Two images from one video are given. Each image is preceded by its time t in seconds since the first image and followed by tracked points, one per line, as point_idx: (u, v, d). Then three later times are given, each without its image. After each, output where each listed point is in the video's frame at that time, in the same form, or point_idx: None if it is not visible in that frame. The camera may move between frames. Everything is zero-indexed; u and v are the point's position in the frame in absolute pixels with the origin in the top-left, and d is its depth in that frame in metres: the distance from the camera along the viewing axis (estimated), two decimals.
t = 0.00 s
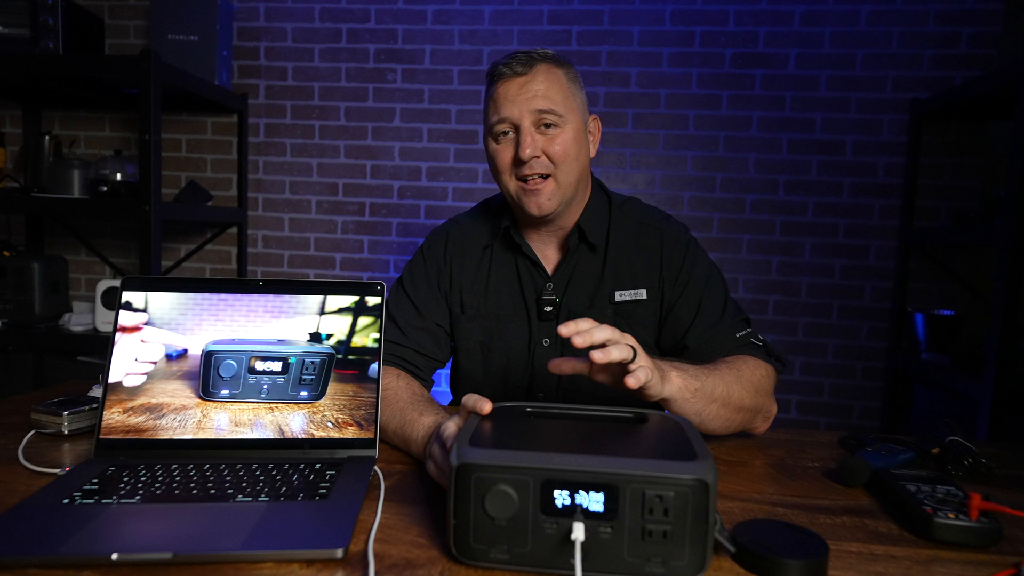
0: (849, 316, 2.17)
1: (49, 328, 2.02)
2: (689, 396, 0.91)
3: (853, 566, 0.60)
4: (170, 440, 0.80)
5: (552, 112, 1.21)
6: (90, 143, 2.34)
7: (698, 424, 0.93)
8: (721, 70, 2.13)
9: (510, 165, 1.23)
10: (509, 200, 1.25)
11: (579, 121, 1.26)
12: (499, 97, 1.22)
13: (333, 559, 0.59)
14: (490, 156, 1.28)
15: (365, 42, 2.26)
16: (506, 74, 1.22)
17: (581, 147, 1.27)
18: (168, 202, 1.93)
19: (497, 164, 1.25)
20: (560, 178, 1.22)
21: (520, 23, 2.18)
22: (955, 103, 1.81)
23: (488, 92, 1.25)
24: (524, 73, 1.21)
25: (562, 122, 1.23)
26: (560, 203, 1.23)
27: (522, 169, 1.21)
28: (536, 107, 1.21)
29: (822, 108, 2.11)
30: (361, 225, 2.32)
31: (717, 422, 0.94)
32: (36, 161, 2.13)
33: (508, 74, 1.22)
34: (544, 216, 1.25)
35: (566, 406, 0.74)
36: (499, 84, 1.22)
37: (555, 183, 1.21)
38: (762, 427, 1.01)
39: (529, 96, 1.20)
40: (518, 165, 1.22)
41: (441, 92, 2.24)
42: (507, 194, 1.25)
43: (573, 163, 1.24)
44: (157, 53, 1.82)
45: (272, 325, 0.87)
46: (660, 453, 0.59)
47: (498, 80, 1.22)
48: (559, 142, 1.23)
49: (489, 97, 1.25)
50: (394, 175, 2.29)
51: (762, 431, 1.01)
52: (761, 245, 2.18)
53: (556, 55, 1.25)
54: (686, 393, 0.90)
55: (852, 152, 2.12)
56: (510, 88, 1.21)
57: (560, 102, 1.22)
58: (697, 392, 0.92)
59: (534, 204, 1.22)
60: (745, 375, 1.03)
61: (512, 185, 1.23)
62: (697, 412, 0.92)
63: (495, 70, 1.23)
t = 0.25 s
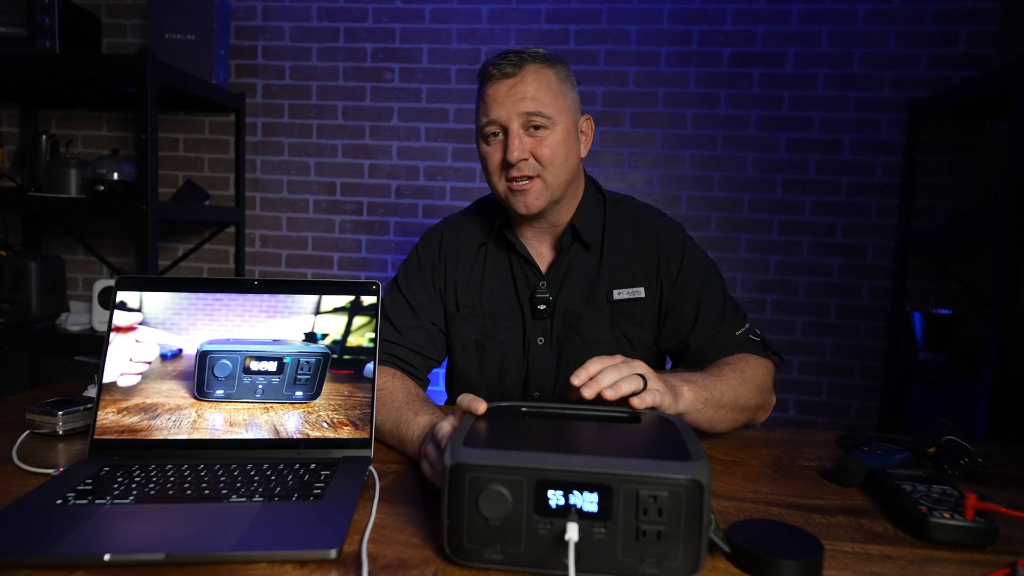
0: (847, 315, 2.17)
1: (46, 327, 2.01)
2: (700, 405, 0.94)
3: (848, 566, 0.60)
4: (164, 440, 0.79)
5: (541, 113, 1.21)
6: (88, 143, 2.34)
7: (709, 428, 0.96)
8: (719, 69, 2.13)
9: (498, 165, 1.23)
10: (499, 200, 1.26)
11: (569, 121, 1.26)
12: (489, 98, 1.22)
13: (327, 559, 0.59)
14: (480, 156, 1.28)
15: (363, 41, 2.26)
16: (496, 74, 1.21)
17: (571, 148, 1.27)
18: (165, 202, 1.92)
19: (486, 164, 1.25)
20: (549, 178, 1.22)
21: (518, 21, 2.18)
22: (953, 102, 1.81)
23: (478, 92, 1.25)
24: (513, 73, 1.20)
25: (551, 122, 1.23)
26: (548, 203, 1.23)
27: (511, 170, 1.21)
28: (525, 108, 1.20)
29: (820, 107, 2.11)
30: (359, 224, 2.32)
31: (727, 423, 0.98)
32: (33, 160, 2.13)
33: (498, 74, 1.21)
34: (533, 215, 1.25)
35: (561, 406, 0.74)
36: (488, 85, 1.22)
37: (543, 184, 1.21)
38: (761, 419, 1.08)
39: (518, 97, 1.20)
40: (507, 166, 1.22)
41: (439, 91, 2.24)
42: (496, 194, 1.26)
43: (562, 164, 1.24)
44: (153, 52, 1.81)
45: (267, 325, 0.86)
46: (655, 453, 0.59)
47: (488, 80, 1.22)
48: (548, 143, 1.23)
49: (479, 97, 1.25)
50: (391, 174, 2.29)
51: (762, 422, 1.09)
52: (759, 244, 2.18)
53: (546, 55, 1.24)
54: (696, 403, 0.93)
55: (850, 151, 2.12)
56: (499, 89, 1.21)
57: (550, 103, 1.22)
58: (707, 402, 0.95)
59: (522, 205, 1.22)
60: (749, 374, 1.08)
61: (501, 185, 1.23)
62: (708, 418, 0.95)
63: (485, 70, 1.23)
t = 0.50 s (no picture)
0: (847, 312, 2.16)
1: (43, 325, 2.01)
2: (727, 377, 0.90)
3: (848, 562, 0.59)
4: (160, 437, 0.79)
5: (545, 109, 1.20)
6: (84, 139, 2.33)
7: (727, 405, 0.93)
8: (719, 65, 2.12)
9: (500, 160, 1.23)
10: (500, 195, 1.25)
11: (573, 118, 1.25)
12: (494, 92, 1.21)
13: (323, 557, 0.59)
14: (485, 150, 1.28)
15: (360, 37, 2.25)
16: (502, 68, 1.21)
17: (574, 145, 1.25)
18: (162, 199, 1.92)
19: (489, 158, 1.25)
20: (550, 175, 1.21)
21: (516, 17, 2.17)
22: (953, 98, 1.80)
23: (484, 85, 1.24)
24: (519, 68, 1.19)
25: (554, 119, 1.22)
26: (548, 201, 1.22)
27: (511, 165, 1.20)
28: (529, 103, 1.19)
29: (820, 102, 2.10)
30: (357, 221, 2.32)
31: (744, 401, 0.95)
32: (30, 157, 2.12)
33: (503, 68, 1.20)
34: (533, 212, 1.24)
35: (560, 402, 0.73)
36: (494, 78, 1.22)
37: (543, 180, 1.20)
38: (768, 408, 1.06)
39: (522, 92, 1.19)
40: (508, 161, 1.22)
41: (437, 87, 2.23)
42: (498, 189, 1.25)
43: (564, 162, 1.23)
44: (150, 48, 1.80)
45: (263, 321, 0.86)
46: (654, 449, 0.58)
47: (495, 74, 1.21)
48: (550, 139, 1.22)
49: (485, 91, 1.24)
50: (390, 171, 2.28)
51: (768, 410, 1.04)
52: (759, 241, 2.17)
53: (553, 50, 1.23)
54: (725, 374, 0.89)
55: (850, 147, 2.11)
56: (504, 83, 1.20)
57: (554, 99, 1.21)
58: (733, 375, 0.91)
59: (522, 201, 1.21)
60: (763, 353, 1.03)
61: (502, 180, 1.23)
62: (729, 394, 0.92)
63: (491, 64, 1.22)
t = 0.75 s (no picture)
0: (846, 308, 2.16)
1: (41, 320, 2.00)
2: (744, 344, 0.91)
3: (846, 561, 0.59)
4: (155, 433, 0.78)
5: (558, 103, 1.19)
6: (81, 134, 2.32)
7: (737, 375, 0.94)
8: (719, 60, 2.11)
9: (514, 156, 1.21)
10: (512, 191, 1.24)
11: (582, 112, 1.25)
12: (504, 87, 1.19)
13: (317, 555, 0.58)
14: (492, 146, 1.25)
15: (359, 32, 2.23)
16: (511, 62, 1.19)
17: (584, 139, 1.26)
18: (159, 194, 1.91)
19: (500, 155, 1.23)
20: (564, 170, 1.21)
21: (515, 11, 2.16)
22: (954, 93, 1.79)
23: (491, 80, 1.22)
24: (529, 63, 1.18)
25: (567, 113, 1.21)
26: (563, 196, 1.22)
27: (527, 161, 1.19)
28: (542, 98, 1.18)
29: (820, 98, 2.10)
30: (355, 216, 2.31)
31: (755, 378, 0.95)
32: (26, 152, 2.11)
33: (513, 62, 1.18)
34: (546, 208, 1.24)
35: (558, 399, 0.73)
36: (502, 73, 1.19)
37: (559, 176, 1.20)
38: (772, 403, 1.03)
39: (535, 87, 1.18)
40: (522, 157, 1.20)
41: (436, 82, 2.22)
42: (510, 185, 1.24)
43: (576, 156, 1.23)
44: (146, 42, 1.79)
45: (258, 317, 0.86)
46: (652, 446, 0.57)
47: (503, 68, 1.19)
48: (563, 134, 1.21)
49: (491, 85, 1.22)
50: (388, 166, 2.27)
51: (770, 406, 1.01)
52: (758, 237, 2.16)
53: (560, 44, 1.22)
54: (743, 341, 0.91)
55: (850, 142, 2.10)
56: (514, 78, 1.18)
57: (566, 94, 1.20)
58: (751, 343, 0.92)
59: (538, 197, 1.21)
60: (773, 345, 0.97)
61: (516, 177, 1.22)
62: (744, 362, 0.92)
63: (499, 58, 1.19)
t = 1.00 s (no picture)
0: (845, 307, 2.16)
1: (38, 319, 2.00)
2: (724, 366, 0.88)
3: (844, 562, 0.59)
4: (150, 433, 0.78)
5: (547, 97, 1.18)
6: (79, 132, 2.31)
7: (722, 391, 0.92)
8: (718, 58, 2.11)
9: (506, 153, 1.20)
10: (507, 188, 1.22)
11: (572, 106, 1.24)
12: (492, 85, 1.19)
13: (311, 556, 0.58)
14: (484, 146, 1.24)
15: (357, 29, 2.23)
16: (497, 61, 1.19)
17: (576, 132, 1.24)
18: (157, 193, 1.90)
19: (493, 153, 1.22)
20: (558, 162, 1.20)
21: (514, 9, 2.15)
22: (954, 91, 1.79)
23: (479, 81, 1.22)
24: (515, 59, 1.18)
25: (557, 107, 1.20)
26: (559, 188, 1.21)
27: (520, 156, 1.18)
28: (531, 93, 1.18)
29: (819, 96, 2.09)
30: (353, 215, 2.30)
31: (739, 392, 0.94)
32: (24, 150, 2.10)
33: (499, 61, 1.19)
34: (542, 203, 1.22)
35: (555, 399, 0.72)
36: (490, 72, 1.19)
37: (554, 168, 1.19)
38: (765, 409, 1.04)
39: (523, 82, 1.17)
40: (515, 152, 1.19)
41: (434, 80, 2.21)
42: (505, 182, 1.22)
43: (570, 148, 1.22)
44: (143, 39, 1.78)
45: (254, 316, 0.85)
46: (648, 447, 0.57)
47: (490, 67, 1.19)
48: (555, 127, 1.20)
49: (480, 86, 1.22)
50: (387, 165, 2.27)
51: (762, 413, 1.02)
52: (757, 236, 2.16)
53: (545, 41, 1.22)
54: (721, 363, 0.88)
55: (850, 141, 2.10)
56: (502, 76, 1.18)
57: (554, 87, 1.19)
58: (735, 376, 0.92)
59: (533, 191, 1.19)
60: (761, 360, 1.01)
61: (510, 173, 1.20)
62: (729, 394, 0.93)
63: (485, 59, 1.20)
